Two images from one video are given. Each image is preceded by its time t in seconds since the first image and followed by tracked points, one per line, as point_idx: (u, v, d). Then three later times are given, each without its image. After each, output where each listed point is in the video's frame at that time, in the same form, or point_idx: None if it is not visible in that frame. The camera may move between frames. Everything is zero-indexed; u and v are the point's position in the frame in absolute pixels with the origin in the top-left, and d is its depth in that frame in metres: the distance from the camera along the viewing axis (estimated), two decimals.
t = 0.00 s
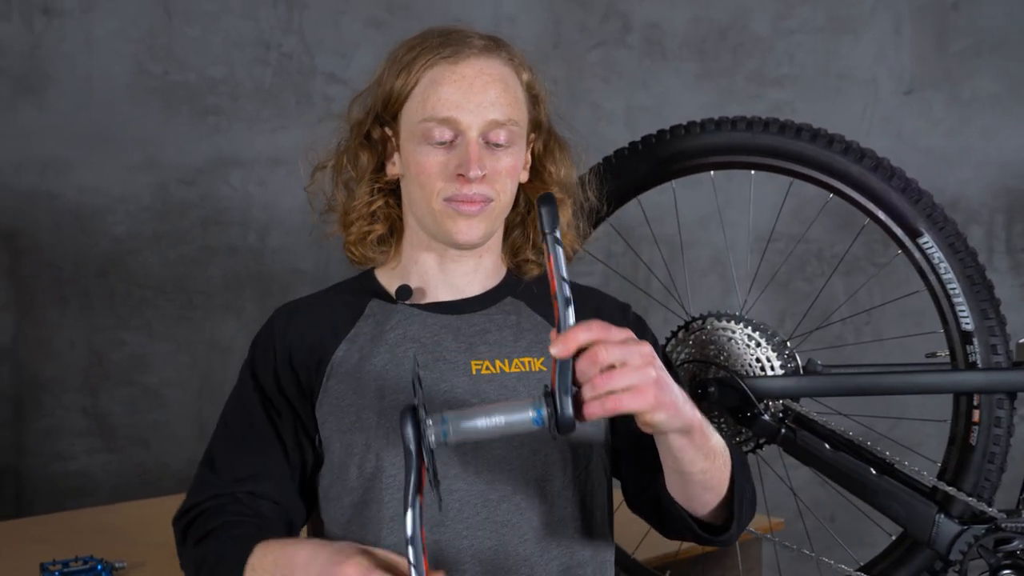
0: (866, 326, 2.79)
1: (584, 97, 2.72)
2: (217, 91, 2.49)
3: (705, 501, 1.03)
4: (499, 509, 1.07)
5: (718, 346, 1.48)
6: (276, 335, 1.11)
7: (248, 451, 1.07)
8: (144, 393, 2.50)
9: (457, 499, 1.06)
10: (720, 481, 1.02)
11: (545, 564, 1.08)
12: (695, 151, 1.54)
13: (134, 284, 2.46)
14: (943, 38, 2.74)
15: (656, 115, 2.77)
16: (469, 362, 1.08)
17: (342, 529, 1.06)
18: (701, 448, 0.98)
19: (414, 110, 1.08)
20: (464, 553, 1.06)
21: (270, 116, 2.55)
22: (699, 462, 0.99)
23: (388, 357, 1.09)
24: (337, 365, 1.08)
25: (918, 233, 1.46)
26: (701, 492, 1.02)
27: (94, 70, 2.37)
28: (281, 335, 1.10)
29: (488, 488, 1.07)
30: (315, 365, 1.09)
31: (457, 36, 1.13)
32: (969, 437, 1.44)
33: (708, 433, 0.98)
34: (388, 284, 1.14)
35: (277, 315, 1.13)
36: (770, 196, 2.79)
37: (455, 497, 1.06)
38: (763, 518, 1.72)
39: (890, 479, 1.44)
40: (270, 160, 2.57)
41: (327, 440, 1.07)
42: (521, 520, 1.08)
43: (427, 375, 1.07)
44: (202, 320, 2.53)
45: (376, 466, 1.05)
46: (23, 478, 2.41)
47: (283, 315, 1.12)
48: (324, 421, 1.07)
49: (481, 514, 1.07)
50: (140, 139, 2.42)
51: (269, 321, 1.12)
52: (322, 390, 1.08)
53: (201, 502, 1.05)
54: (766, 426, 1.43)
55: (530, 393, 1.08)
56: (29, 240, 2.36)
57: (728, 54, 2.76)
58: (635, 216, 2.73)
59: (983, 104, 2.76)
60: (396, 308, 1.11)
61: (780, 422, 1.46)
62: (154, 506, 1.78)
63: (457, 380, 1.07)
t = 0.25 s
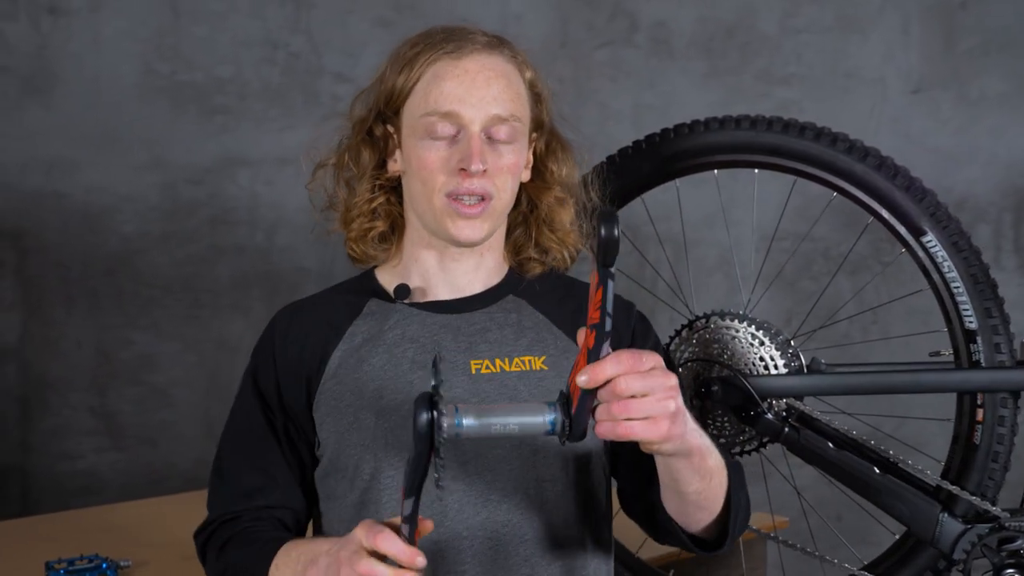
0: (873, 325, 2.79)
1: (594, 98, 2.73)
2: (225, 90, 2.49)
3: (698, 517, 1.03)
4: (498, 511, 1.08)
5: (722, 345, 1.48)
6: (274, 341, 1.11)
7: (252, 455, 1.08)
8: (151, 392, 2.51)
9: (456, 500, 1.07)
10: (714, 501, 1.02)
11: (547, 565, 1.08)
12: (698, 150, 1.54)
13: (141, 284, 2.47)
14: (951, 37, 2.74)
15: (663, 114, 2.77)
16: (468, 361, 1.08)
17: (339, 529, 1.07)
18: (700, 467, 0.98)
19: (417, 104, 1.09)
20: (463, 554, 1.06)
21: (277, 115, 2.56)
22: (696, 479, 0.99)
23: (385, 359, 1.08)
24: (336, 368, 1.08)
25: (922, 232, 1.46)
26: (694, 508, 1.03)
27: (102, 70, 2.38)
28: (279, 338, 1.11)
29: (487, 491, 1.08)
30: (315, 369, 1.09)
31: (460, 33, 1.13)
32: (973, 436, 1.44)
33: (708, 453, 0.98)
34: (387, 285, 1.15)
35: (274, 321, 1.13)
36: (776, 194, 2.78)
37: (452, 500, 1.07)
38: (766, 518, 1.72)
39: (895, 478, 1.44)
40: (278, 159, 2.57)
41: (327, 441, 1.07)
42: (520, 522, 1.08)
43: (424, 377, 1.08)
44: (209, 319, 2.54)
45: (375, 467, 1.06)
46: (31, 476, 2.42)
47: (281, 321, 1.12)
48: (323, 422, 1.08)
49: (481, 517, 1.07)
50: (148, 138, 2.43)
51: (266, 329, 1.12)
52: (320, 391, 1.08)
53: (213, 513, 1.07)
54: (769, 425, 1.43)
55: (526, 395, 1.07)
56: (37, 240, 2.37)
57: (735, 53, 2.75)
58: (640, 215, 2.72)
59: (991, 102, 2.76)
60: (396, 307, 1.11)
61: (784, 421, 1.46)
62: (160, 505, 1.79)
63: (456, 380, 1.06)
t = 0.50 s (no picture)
0: (878, 326, 2.78)
1: (599, 98, 2.73)
2: (230, 89, 2.50)
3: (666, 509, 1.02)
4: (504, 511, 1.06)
5: (723, 344, 1.48)
6: (281, 341, 1.11)
7: (259, 451, 1.06)
8: (156, 391, 2.51)
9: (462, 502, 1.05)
10: (683, 487, 1.01)
11: (548, 564, 1.07)
12: (699, 150, 1.54)
13: (146, 282, 2.47)
14: (956, 36, 2.73)
15: (668, 113, 2.77)
16: (474, 366, 1.09)
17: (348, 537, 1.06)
18: (671, 446, 0.96)
19: (415, 100, 1.09)
20: (467, 555, 1.05)
21: (282, 114, 2.56)
22: (666, 459, 0.97)
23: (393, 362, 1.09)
24: (340, 367, 1.09)
25: (923, 231, 1.46)
26: (663, 493, 1.01)
27: (107, 68, 2.39)
28: (286, 338, 1.11)
29: (492, 491, 1.06)
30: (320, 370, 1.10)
31: (456, 32, 1.14)
32: (973, 435, 1.44)
33: (679, 432, 0.96)
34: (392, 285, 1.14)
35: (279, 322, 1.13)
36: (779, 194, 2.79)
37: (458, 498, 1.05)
38: (768, 517, 1.72)
39: (896, 478, 1.45)
40: (282, 158, 2.58)
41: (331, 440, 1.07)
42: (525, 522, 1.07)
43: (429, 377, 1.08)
44: (214, 318, 2.55)
45: (384, 469, 1.06)
46: (36, 475, 2.43)
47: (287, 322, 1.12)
48: (328, 422, 1.07)
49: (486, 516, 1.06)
50: (153, 137, 2.44)
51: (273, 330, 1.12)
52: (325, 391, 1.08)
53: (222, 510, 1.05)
54: (771, 424, 1.43)
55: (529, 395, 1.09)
56: (41, 238, 2.38)
57: (739, 52, 2.76)
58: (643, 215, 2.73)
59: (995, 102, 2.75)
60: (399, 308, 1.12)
61: (785, 421, 1.46)
62: (165, 504, 1.80)
63: (462, 380, 1.09)
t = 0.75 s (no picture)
0: (880, 325, 2.78)
1: (600, 98, 2.77)
2: (231, 89, 2.50)
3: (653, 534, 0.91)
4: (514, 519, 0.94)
5: (722, 345, 1.49)
6: (273, 333, 1.01)
7: (240, 453, 0.95)
8: (156, 391, 2.51)
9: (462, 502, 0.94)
10: (672, 519, 0.90)
11: None
12: (699, 151, 1.55)
13: (147, 282, 2.48)
14: (956, 35, 2.71)
15: (669, 113, 2.78)
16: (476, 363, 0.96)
17: (343, 540, 0.95)
18: (663, 481, 0.87)
19: (399, 103, 1.01)
20: (467, 557, 0.93)
21: (284, 114, 2.56)
22: (659, 494, 0.88)
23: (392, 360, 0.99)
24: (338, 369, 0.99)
25: (920, 232, 1.46)
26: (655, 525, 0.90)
27: (108, 68, 2.39)
28: (274, 336, 1.00)
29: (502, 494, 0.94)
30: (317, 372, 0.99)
31: (431, 30, 1.06)
32: (972, 436, 1.44)
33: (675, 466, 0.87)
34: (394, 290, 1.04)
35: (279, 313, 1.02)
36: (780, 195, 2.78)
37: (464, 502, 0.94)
38: (767, 518, 1.71)
39: (893, 479, 1.45)
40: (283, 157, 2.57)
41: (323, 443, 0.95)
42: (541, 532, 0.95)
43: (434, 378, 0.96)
44: (215, 318, 2.55)
45: (385, 470, 0.94)
46: (36, 475, 2.43)
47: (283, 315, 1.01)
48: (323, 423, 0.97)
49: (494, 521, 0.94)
50: (154, 137, 2.44)
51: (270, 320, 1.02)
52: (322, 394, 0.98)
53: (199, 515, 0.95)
54: (769, 425, 1.43)
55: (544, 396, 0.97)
56: (43, 238, 2.39)
57: (741, 53, 2.76)
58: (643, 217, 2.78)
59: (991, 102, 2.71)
60: (404, 310, 1.01)
61: (783, 421, 1.46)
62: (163, 504, 1.80)
63: (468, 381, 0.96)
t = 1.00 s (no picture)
0: (880, 325, 2.79)
1: (599, 99, 2.81)
2: (232, 90, 2.51)
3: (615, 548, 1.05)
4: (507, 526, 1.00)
5: (720, 347, 1.48)
6: (266, 339, 1.00)
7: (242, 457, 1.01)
8: (156, 391, 2.51)
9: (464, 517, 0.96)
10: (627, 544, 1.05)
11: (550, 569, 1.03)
12: (701, 152, 1.56)
13: (147, 283, 2.48)
14: (954, 36, 2.67)
15: (668, 114, 2.81)
16: (479, 377, 1.00)
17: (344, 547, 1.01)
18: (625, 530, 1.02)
19: (401, 106, 1.00)
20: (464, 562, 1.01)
21: (284, 115, 2.56)
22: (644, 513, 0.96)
23: (391, 376, 0.99)
24: (336, 382, 0.99)
25: (918, 234, 1.46)
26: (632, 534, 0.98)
27: (108, 69, 2.40)
28: (273, 337, 1.00)
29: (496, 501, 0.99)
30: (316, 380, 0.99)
31: (436, 24, 1.04)
32: (970, 438, 1.44)
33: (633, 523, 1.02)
34: (392, 292, 1.05)
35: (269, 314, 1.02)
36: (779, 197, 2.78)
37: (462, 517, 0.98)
38: (766, 519, 1.72)
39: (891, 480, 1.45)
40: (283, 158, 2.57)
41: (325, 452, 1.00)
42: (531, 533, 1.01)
43: (432, 396, 0.99)
44: (215, 319, 2.55)
45: (384, 486, 0.99)
46: (36, 475, 2.43)
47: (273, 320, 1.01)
48: (321, 434, 0.99)
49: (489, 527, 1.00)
50: (154, 137, 2.44)
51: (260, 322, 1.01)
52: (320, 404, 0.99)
53: (224, 506, 1.02)
54: (766, 427, 1.43)
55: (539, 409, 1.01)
56: (42, 238, 2.39)
57: (741, 54, 2.76)
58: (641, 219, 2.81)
59: (993, 104, 2.66)
60: (402, 318, 1.02)
61: (781, 423, 1.46)
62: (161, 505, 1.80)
63: (467, 399, 0.99)
